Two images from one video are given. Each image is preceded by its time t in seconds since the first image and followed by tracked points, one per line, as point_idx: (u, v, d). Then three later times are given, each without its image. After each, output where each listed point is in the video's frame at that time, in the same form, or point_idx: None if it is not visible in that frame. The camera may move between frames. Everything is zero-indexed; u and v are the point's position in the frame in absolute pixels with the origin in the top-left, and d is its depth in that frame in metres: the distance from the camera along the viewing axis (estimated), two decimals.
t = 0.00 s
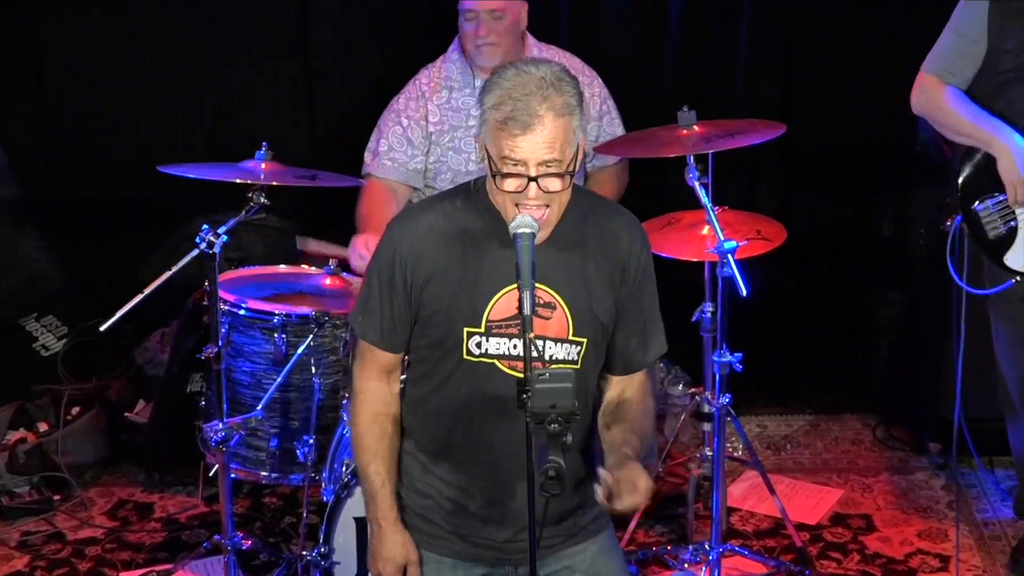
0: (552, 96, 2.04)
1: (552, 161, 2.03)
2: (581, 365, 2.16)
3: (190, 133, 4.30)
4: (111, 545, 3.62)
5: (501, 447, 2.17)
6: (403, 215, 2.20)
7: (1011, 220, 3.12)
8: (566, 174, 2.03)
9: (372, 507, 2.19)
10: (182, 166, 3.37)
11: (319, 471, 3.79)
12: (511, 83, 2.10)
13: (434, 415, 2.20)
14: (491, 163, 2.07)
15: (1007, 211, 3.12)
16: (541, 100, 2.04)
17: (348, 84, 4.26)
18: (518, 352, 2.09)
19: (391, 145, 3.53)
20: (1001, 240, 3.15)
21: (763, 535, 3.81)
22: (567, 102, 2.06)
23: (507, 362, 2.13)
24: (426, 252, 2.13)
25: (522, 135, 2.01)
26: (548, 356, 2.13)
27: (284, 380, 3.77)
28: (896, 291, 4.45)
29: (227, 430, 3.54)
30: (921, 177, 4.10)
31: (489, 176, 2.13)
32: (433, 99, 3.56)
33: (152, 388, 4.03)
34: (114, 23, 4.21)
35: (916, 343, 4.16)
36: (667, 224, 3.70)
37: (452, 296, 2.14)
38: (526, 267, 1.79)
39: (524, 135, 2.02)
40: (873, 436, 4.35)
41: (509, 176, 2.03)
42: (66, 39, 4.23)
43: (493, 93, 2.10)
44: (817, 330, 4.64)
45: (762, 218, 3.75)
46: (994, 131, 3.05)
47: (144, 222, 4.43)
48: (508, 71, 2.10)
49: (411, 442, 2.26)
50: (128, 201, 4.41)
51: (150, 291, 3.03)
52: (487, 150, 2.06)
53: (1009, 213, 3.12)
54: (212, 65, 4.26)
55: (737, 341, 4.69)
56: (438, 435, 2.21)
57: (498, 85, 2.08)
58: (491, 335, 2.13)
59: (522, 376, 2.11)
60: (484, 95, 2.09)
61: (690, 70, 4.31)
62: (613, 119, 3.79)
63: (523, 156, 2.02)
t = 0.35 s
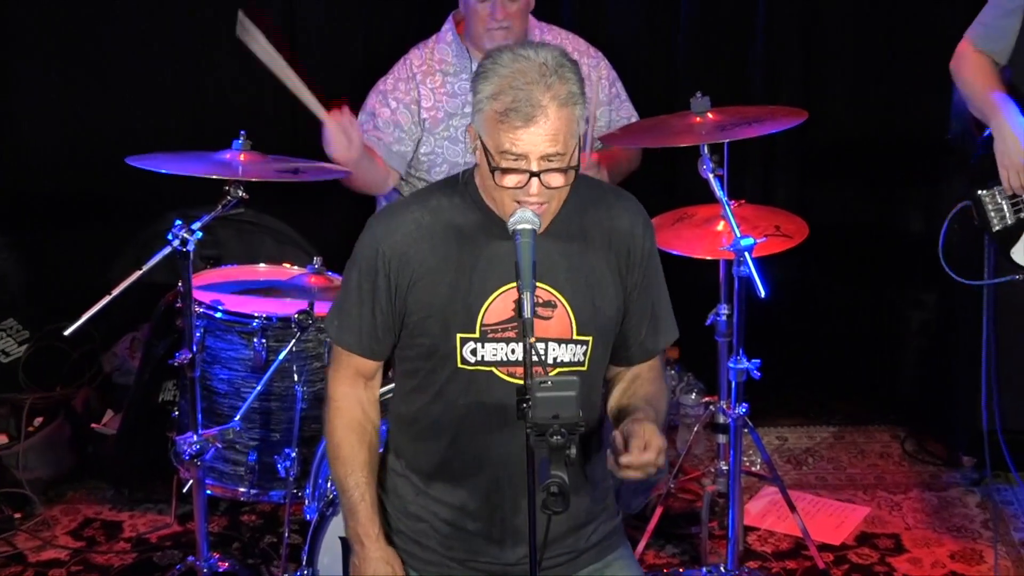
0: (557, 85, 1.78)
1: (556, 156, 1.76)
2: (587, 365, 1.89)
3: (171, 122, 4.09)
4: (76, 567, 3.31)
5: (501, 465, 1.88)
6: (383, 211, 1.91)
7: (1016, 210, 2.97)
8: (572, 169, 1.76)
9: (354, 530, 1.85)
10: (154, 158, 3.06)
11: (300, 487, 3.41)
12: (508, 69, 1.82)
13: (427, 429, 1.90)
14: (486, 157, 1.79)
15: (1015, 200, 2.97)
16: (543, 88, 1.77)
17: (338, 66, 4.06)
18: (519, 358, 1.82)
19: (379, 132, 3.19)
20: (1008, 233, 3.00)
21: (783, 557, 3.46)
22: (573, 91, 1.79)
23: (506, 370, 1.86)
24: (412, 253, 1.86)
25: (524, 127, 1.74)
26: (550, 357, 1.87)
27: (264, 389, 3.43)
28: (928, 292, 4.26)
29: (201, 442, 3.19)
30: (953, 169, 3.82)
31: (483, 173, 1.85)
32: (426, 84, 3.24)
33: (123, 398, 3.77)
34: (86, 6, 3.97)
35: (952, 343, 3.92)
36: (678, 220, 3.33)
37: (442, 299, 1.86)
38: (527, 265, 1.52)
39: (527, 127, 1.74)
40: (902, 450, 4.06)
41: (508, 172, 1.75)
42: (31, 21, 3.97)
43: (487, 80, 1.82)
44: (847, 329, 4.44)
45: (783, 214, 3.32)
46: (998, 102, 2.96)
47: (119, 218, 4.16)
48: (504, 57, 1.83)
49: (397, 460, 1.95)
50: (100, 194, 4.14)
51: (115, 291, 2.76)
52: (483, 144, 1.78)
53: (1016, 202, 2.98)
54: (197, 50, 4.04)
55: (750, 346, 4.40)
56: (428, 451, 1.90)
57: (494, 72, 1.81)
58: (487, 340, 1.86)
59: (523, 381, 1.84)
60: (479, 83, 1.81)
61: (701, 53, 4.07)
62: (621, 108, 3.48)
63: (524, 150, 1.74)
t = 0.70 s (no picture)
0: (560, 74, 1.59)
1: (557, 151, 1.59)
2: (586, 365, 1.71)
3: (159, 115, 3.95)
4: None
5: (500, 477, 1.70)
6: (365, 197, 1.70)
7: None
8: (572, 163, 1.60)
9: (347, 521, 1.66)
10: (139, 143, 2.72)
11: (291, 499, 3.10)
12: (506, 52, 1.62)
13: (416, 433, 1.70)
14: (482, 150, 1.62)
15: None
16: (546, 76, 1.59)
17: (332, 61, 3.88)
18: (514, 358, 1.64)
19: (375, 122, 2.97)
20: None
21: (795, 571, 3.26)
22: (576, 79, 1.61)
23: (498, 371, 1.67)
24: (396, 243, 1.66)
25: (525, 121, 1.57)
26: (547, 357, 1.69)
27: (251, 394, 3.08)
28: (946, 291, 4.07)
29: (185, 451, 2.81)
30: (976, 162, 3.64)
31: (474, 164, 1.67)
32: (426, 68, 2.98)
33: (100, 404, 3.64)
34: None
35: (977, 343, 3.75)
36: (687, 216, 3.11)
37: (432, 296, 1.66)
38: (528, 265, 1.36)
39: (528, 122, 1.57)
40: (920, 459, 3.88)
41: (507, 168, 1.59)
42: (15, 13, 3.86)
43: (483, 64, 1.63)
44: (862, 333, 4.26)
45: (795, 210, 3.09)
46: None
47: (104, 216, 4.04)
48: (501, 37, 1.64)
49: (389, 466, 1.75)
50: (89, 189, 4.03)
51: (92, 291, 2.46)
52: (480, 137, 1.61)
53: None
54: (185, 42, 3.90)
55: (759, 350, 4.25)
56: (422, 465, 1.71)
57: (491, 57, 1.62)
58: (476, 340, 1.67)
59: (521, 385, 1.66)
60: (476, 69, 1.61)
61: (712, 42, 3.90)
62: (632, 101, 3.19)
63: (524, 145, 1.57)
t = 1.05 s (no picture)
0: (551, 60, 1.60)
1: (552, 140, 1.59)
2: (587, 348, 1.71)
3: (159, 115, 3.95)
4: None
5: (501, 474, 1.69)
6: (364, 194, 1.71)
7: None
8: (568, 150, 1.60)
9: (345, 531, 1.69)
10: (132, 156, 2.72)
11: (291, 498, 3.11)
12: (496, 43, 1.63)
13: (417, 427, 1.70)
14: (478, 142, 1.62)
15: None
16: (538, 64, 1.59)
17: (332, 61, 3.88)
18: (517, 344, 1.64)
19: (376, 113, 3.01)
20: None
21: (794, 570, 3.26)
22: (567, 65, 1.61)
23: (502, 355, 1.67)
24: (394, 232, 1.66)
25: (519, 109, 1.57)
26: (547, 341, 1.69)
27: (251, 397, 3.09)
28: (946, 291, 4.12)
29: (185, 451, 2.81)
30: (976, 162, 3.64)
31: (470, 154, 1.68)
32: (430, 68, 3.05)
33: (101, 404, 3.64)
34: None
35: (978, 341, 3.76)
36: (687, 216, 3.11)
37: (432, 282, 1.67)
38: (528, 265, 1.36)
39: (522, 111, 1.58)
40: (921, 459, 3.88)
41: (503, 159, 1.59)
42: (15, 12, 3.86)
43: (474, 56, 1.63)
44: (862, 333, 4.26)
45: (795, 209, 3.09)
46: None
47: (105, 217, 4.04)
48: (492, 28, 1.64)
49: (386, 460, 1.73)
50: (89, 190, 4.03)
51: (91, 292, 2.47)
52: (475, 129, 1.61)
53: None
54: (184, 42, 3.90)
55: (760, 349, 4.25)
56: (423, 459, 1.71)
57: (482, 47, 1.62)
58: (481, 324, 1.67)
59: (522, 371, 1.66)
60: (467, 61, 1.62)
61: (712, 42, 3.91)
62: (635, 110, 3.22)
63: (519, 135, 1.58)
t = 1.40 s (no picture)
0: (559, 68, 1.60)
1: (562, 147, 1.59)
2: (591, 366, 1.71)
3: (159, 115, 3.95)
4: None
5: (501, 477, 1.69)
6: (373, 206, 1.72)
7: None
8: (579, 157, 1.60)
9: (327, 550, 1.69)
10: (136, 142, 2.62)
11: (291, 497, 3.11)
12: (506, 51, 1.63)
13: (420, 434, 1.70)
14: (487, 149, 1.63)
15: None
16: (546, 71, 1.59)
17: (332, 60, 3.88)
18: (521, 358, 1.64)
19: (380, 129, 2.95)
20: None
21: (794, 570, 3.26)
22: (576, 73, 1.61)
23: (506, 369, 1.68)
24: (404, 244, 1.67)
25: (527, 115, 1.57)
26: (550, 357, 1.69)
27: (250, 396, 3.09)
28: (946, 291, 4.08)
29: (185, 451, 2.81)
30: (976, 162, 3.64)
31: (480, 163, 1.68)
32: (428, 71, 2.97)
33: (101, 404, 3.65)
34: None
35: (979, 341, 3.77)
36: (687, 216, 3.09)
37: (437, 296, 1.68)
38: (528, 265, 1.36)
39: (531, 117, 1.57)
40: (921, 459, 3.88)
41: (512, 166, 1.59)
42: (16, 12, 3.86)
43: (484, 63, 1.63)
44: (862, 333, 4.26)
45: (794, 210, 3.09)
46: None
47: (105, 216, 4.04)
48: (501, 37, 1.65)
49: (383, 467, 1.74)
50: (89, 190, 4.03)
51: (90, 292, 2.45)
52: (485, 136, 1.62)
53: None
54: (184, 42, 3.90)
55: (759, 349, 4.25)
56: (423, 462, 1.71)
57: (491, 55, 1.62)
58: (486, 336, 1.68)
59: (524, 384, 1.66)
60: (477, 69, 1.62)
61: (712, 42, 3.91)
62: (639, 97, 3.13)
63: (529, 142, 1.58)
